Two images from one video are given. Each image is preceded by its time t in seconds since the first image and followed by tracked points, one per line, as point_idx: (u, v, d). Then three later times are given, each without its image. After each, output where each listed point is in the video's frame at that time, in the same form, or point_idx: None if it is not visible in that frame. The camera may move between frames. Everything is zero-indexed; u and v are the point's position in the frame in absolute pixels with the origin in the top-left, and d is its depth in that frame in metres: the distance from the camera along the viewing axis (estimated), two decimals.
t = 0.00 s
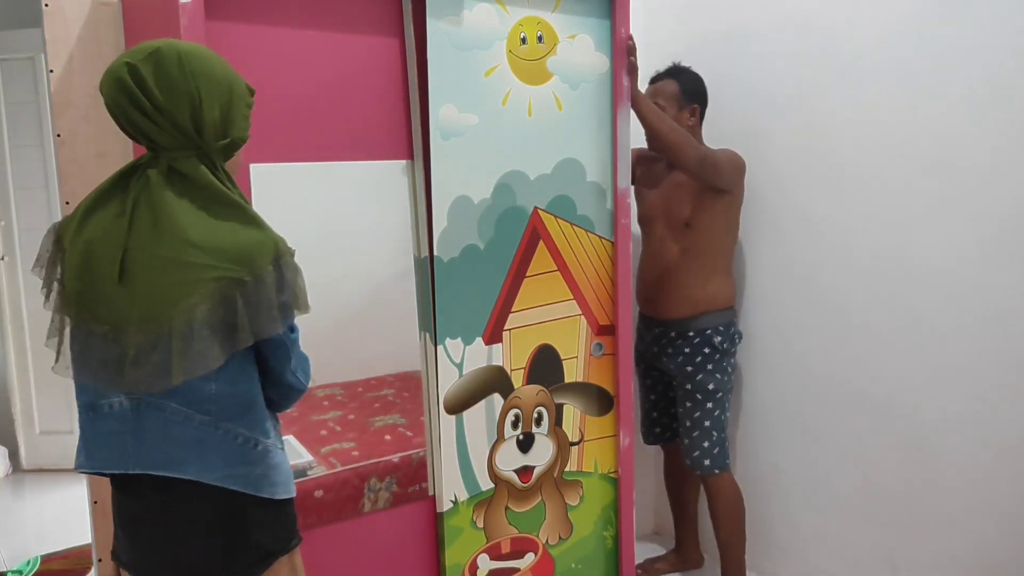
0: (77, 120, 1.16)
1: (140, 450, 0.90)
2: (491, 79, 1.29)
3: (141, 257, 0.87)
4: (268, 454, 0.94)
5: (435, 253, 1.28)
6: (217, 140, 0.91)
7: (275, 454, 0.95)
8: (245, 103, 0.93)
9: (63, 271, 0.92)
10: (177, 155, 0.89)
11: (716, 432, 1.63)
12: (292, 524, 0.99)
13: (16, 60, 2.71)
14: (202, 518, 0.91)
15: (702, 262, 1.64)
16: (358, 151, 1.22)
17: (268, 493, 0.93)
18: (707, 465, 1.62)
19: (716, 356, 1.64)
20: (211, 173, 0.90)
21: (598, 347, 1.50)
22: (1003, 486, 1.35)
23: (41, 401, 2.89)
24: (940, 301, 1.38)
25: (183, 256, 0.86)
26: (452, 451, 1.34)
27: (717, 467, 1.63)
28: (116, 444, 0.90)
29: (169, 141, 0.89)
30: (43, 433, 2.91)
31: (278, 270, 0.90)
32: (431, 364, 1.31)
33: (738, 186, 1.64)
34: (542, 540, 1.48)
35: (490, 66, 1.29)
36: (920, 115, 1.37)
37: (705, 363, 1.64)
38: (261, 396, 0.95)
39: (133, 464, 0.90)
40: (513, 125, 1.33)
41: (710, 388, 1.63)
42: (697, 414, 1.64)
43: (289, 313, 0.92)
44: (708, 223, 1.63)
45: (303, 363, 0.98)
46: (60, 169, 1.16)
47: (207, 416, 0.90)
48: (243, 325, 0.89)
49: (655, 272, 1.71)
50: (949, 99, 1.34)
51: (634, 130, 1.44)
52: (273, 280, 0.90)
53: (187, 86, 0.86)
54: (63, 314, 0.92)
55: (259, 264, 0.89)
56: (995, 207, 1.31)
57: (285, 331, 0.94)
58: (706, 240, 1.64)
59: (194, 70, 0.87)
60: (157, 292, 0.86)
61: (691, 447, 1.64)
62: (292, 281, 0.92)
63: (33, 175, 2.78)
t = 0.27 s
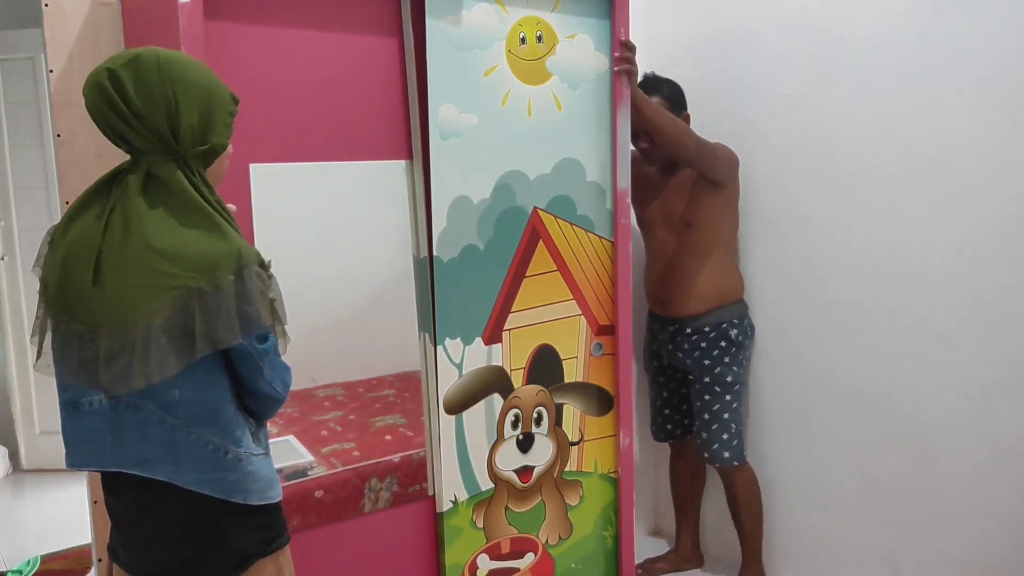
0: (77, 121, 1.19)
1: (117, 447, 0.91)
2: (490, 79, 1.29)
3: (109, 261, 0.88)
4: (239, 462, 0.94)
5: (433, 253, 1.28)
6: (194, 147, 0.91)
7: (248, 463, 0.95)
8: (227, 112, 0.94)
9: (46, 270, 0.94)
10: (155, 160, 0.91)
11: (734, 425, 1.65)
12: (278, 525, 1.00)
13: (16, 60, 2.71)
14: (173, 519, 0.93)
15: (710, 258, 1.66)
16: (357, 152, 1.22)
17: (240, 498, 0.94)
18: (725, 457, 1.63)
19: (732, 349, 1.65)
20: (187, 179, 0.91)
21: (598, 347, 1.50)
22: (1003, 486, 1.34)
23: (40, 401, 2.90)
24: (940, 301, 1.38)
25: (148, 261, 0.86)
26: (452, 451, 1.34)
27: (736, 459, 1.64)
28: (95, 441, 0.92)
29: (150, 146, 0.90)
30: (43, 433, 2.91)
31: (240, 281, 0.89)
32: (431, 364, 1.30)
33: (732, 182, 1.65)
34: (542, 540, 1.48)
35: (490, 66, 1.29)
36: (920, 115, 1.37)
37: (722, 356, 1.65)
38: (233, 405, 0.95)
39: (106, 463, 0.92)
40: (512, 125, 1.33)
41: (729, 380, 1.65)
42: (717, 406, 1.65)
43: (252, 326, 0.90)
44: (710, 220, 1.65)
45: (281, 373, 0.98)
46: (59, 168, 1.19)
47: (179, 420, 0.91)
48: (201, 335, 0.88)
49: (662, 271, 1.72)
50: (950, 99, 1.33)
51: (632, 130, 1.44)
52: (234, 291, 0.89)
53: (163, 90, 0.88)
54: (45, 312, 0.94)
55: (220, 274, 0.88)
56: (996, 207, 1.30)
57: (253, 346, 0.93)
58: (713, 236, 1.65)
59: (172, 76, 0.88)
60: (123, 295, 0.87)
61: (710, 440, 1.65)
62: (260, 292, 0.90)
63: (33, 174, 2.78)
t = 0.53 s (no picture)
0: (76, 120, 1.19)
1: (106, 448, 0.92)
2: (489, 79, 1.29)
3: (93, 264, 0.89)
4: (228, 463, 0.94)
5: (433, 254, 1.28)
6: (178, 147, 0.91)
7: (238, 465, 0.95)
8: (216, 116, 0.94)
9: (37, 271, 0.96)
10: (139, 160, 0.91)
11: (746, 422, 1.64)
12: (273, 526, 1.00)
13: (16, 60, 2.71)
14: (163, 519, 0.93)
15: (716, 255, 1.64)
16: (356, 152, 1.22)
17: (230, 500, 0.94)
18: (741, 455, 1.63)
19: (739, 348, 1.64)
20: (170, 180, 0.91)
21: (598, 347, 1.50)
22: (1003, 487, 1.34)
23: (41, 401, 2.90)
24: (939, 301, 1.38)
25: (130, 264, 0.87)
26: (452, 451, 1.34)
27: (750, 457, 1.64)
28: (85, 442, 0.93)
29: (133, 144, 0.90)
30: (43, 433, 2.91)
31: (218, 284, 0.89)
32: (430, 364, 1.30)
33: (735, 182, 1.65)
34: (542, 540, 1.48)
35: (488, 66, 1.29)
36: (919, 115, 1.37)
37: (731, 355, 1.63)
38: (221, 407, 0.95)
39: (95, 464, 0.93)
40: (512, 125, 1.33)
41: (739, 380, 1.63)
42: (728, 407, 1.63)
43: (230, 328, 0.90)
44: (714, 218, 1.64)
45: (271, 373, 0.98)
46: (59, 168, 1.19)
47: (167, 421, 0.92)
48: (178, 338, 0.88)
49: (669, 272, 1.72)
50: (949, 98, 1.33)
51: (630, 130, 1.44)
52: (211, 293, 0.88)
53: (150, 88, 0.88)
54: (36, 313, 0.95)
55: (197, 277, 0.88)
56: (996, 205, 1.30)
57: (238, 348, 0.93)
58: (718, 234, 1.64)
59: (159, 75, 0.88)
60: (106, 298, 0.88)
61: (725, 440, 1.64)
62: (242, 294, 0.90)
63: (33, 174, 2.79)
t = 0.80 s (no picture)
0: (77, 120, 1.19)
1: (104, 448, 0.93)
2: (488, 79, 1.29)
3: (88, 265, 0.89)
4: (225, 463, 0.94)
5: (433, 254, 1.28)
6: (172, 147, 0.91)
7: (235, 464, 0.95)
8: (212, 116, 0.94)
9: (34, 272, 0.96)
10: (133, 159, 0.91)
11: (745, 422, 1.64)
12: (271, 526, 1.00)
13: (16, 60, 2.72)
14: (161, 519, 0.94)
15: (717, 256, 1.64)
16: (356, 152, 1.22)
17: (229, 499, 0.95)
18: (738, 454, 1.62)
19: (739, 347, 1.63)
20: (164, 180, 0.91)
21: (598, 347, 1.50)
22: (1003, 487, 1.34)
23: (40, 401, 2.90)
24: (938, 301, 1.38)
25: (125, 264, 0.87)
26: (452, 451, 1.34)
27: (747, 457, 1.63)
28: (82, 443, 0.94)
29: (128, 144, 0.91)
30: (43, 433, 2.91)
31: (212, 283, 0.89)
32: (430, 364, 1.30)
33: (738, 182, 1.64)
34: (542, 540, 1.48)
35: (487, 66, 1.28)
36: (919, 115, 1.37)
37: (730, 355, 1.63)
38: (218, 407, 0.95)
39: (94, 463, 0.94)
40: (511, 125, 1.33)
41: (738, 380, 1.62)
42: (727, 406, 1.63)
43: (225, 327, 0.90)
44: (716, 219, 1.64)
45: (268, 373, 0.98)
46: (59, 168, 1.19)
47: (163, 422, 0.92)
48: (173, 337, 0.88)
49: (671, 272, 1.71)
50: (949, 97, 1.33)
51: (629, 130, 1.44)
52: (206, 293, 0.89)
53: (144, 87, 0.88)
54: (34, 314, 0.96)
55: (192, 276, 0.88)
56: (996, 205, 1.30)
57: (233, 348, 0.93)
58: (720, 234, 1.64)
59: (153, 74, 0.89)
60: (102, 298, 0.88)
61: (722, 440, 1.63)
62: (237, 293, 0.90)
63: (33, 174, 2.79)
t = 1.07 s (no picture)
0: (77, 121, 1.19)
1: (103, 447, 0.93)
2: (486, 79, 1.28)
3: (88, 263, 0.90)
4: (224, 463, 0.94)
5: (432, 254, 1.27)
6: (173, 147, 0.92)
7: (234, 464, 0.95)
8: (213, 118, 0.95)
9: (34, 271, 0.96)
10: (134, 159, 0.92)
11: (745, 422, 1.63)
12: (269, 527, 1.00)
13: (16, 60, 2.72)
14: (160, 518, 0.94)
15: (717, 256, 1.63)
16: (354, 152, 1.21)
17: (227, 499, 0.95)
18: (738, 454, 1.62)
19: (739, 347, 1.63)
20: (165, 180, 0.91)
21: (598, 347, 1.50)
22: (1003, 487, 1.33)
23: (40, 401, 2.90)
24: (938, 301, 1.37)
25: (125, 262, 0.87)
26: (451, 452, 1.34)
27: (746, 458, 1.63)
28: (81, 441, 0.94)
29: (129, 144, 0.91)
30: (43, 433, 2.92)
31: (212, 283, 0.89)
32: (429, 365, 1.30)
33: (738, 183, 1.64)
34: (542, 540, 1.48)
35: (486, 66, 1.28)
36: (920, 115, 1.36)
37: (730, 355, 1.62)
38: (217, 407, 0.95)
39: (94, 462, 0.94)
40: (510, 125, 1.32)
41: (738, 380, 1.62)
42: (727, 406, 1.62)
43: (224, 326, 0.90)
44: (716, 219, 1.63)
45: (266, 373, 0.98)
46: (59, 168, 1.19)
47: (162, 421, 0.92)
48: (173, 337, 0.88)
49: (671, 272, 1.71)
50: (949, 96, 1.32)
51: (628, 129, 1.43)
52: (206, 292, 0.89)
53: (146, 87, 0.89)
54: (33, 313, 0.96)
55: (192, 275, 0.88)
56: (996, 204, 1.29)
57: (232, 348, 0.93)
58: (721, 235, 1.63)
59: (155, 74, 0.89)
60: (101, 296, 0.88)
61: (722, 440, 1.63)
62: (236, 293, 0.91)
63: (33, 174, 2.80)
